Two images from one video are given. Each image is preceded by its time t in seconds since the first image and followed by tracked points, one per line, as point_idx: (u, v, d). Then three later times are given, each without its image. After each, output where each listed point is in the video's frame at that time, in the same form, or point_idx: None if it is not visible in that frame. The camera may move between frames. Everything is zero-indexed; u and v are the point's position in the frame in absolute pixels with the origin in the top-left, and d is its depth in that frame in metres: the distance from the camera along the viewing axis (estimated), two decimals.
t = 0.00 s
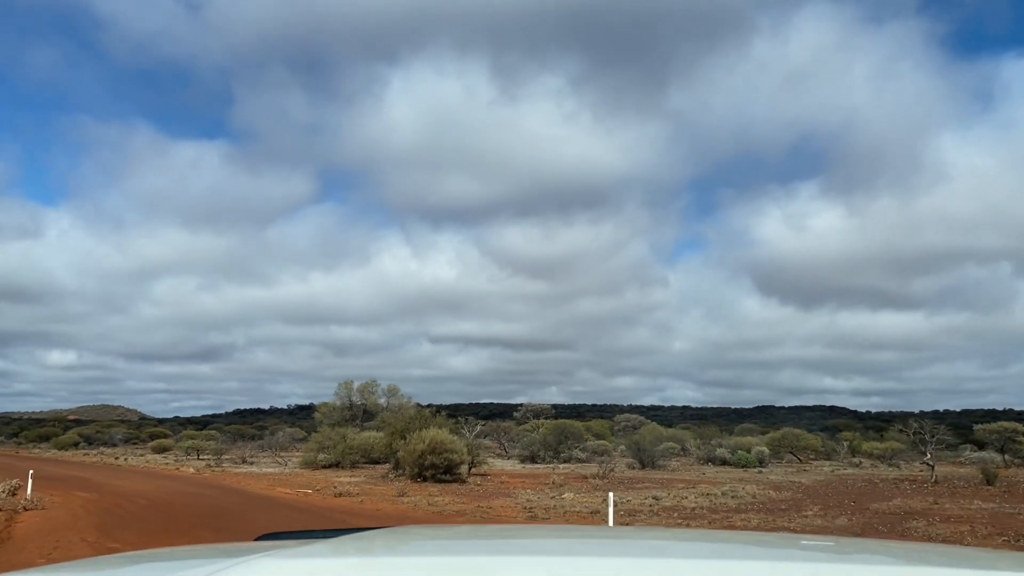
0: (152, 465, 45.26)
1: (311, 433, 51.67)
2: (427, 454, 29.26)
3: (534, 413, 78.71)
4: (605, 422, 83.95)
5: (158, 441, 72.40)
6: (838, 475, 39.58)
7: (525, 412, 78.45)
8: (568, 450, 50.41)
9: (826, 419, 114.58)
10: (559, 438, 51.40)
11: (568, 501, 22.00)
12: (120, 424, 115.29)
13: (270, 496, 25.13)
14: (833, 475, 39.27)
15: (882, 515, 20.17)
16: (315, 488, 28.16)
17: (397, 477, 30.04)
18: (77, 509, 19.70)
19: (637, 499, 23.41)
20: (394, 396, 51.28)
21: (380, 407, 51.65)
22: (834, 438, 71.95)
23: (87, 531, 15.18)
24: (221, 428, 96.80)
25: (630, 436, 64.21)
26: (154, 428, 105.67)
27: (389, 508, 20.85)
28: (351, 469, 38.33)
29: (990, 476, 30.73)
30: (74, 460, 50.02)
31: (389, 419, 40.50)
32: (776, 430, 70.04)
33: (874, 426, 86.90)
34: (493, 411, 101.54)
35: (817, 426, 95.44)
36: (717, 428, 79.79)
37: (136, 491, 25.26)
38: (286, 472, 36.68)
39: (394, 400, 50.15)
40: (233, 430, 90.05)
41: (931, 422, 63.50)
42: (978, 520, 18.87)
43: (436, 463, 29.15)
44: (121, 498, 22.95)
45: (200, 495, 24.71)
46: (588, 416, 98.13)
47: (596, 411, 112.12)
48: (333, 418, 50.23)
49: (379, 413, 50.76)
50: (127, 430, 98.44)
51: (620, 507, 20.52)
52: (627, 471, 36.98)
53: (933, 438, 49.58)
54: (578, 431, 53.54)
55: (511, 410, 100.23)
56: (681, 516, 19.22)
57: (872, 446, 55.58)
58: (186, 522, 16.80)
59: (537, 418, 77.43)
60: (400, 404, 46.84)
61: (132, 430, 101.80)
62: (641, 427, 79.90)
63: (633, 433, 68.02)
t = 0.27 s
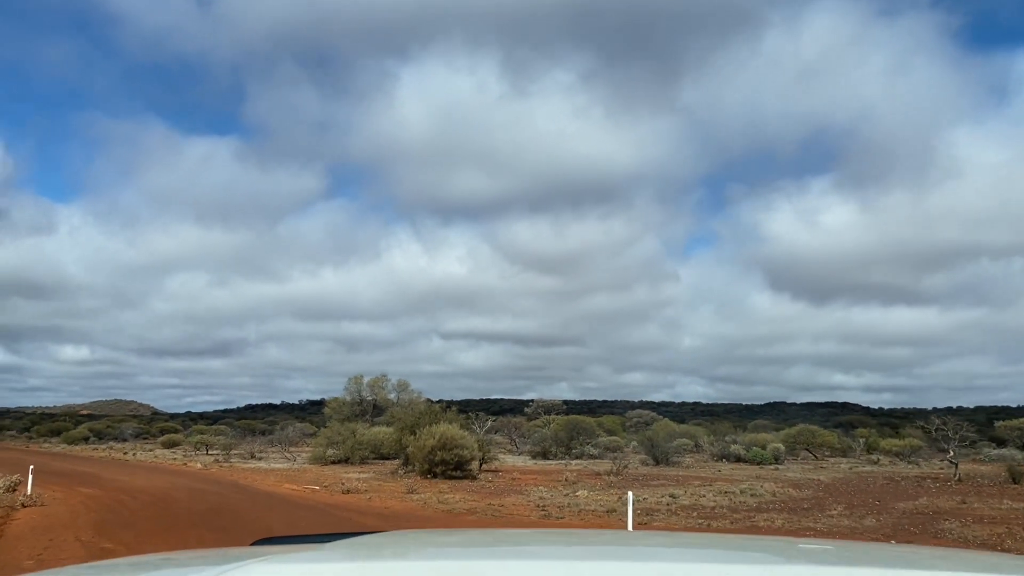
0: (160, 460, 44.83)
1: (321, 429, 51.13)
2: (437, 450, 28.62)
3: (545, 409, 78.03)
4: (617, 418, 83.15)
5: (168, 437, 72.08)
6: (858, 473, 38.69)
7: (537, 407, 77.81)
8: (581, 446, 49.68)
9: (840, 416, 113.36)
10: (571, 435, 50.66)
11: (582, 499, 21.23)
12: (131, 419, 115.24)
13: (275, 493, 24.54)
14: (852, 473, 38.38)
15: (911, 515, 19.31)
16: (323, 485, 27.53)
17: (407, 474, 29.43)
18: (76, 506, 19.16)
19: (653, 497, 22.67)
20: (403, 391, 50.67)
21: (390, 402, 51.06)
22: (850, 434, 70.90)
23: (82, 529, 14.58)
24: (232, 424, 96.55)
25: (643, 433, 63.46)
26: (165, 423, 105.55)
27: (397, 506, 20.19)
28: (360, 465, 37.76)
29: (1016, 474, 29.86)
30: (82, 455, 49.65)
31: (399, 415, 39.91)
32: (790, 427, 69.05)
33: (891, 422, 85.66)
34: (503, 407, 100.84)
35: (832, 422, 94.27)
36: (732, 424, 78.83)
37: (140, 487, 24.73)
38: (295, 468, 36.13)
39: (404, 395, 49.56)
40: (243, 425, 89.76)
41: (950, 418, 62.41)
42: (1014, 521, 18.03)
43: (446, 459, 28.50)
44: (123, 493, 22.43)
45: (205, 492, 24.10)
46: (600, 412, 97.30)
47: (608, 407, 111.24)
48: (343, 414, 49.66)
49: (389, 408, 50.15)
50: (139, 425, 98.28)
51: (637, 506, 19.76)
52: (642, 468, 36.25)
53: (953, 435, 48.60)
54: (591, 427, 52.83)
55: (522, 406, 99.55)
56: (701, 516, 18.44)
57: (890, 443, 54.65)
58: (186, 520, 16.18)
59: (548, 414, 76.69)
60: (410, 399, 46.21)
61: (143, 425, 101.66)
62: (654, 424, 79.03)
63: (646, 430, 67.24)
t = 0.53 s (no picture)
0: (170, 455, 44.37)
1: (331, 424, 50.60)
2: (449, 446, 27.96)
3: (558, 404, 77.35)
4: (630, 414, 82.27)
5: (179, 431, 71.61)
6: (879, 471, 37.80)
7: (550, 403, 77.21)
8: (594, 442, 48.95)
9: (857, 412, 111.94)
10: (585, 431, 49.91)
11: (599, 499, 20.52)
12: (144, 415, 115.16)
13: (283, 490, 24.00)
14: (873, 471, 37.52)
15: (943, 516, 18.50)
16: (333, 481, 26.96)
17: (418, 470, 28.86)
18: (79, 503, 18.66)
19: (672, 496, 21.94)
20: (415, 386, 50.07)
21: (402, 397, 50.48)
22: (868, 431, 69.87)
23: (80, 529, 14.01)
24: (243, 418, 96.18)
25: (658, 429, 62.61)
26: (178, 418, 105.27)
27: (407, 504, 19.57)
28: (371, 461, 37.21)
29: None
30: (91, 450, 49.25)
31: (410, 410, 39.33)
32: (807, 424, 68.00)
33: (909, 419, 84.31)
34: (515, 403, 99.99)
35: (849, 418, 93.01)
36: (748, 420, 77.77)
37: (145, 483, 24.27)
38: (305, 464, 35.60)
39: (415, 391, 48.98)
40: (254, 420, 89.26)
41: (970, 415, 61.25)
42: None
43: (458, 456, 27.89)
44: (128, 491, 21.93)
45: (211, 488, 23.57)
46: (613, 408, 96.41)
47: (622, 403, 110.35)
48: (354, 409, 49.12)
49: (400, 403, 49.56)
50: (150, 420, 98.07)
51: (657, 506, 19.02)
52: (657, 465, 35.57)
53: (976, 433, 47.58)
54: (605, 423, 52.09)
55: (534, 401, 98.72)
56: (723, 516, 17.72)
57: (909, 440, 53.73)
58: (189, 519, 15.61)
59: (561, 410, 75.89)
60: (421, 394, 45.57)
61: (154, 420, 101.38)
62: (668, 420, 78.11)
63: (659, 426, 66.39)
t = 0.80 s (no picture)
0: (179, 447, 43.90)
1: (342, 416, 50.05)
2: (461, 439, 27.29)
3: (571, 398, 76.67)
4: (644, 407, 81.39)
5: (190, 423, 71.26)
6: (901, 465, 36.84)
7: (562, 396, 76.51)
8: (608, 436, 48.18)
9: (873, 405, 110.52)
10: (598, 424, 49.13)
11: (616, 494, 19.74)
12: (157, 407, 115.26)
13: (291, 483, 23.40)
14: (895, 466, 36.57)
15: (978, 513, 17.59)
16: (342, 475, 26.33)
17: (429, 463, 28.23)
18: (79, 496, 18.08)
19: (691, 491, 21.14)
20: (426, 378, 49.41)
21: (413, 389, 49.86)
22: (886, 425, 68.72)
23: (74, 522, 13.38)
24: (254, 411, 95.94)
25: (672, 423, 61.73)
26: (189, 410, 105.18)
27: (417, 498, 18.89)
28: (381, 454, 36.62)
29: None
30: (101, 442, 48.87)
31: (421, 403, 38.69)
32: (824, 417, 66.89)
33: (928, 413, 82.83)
34: (527, 396, 99.30)
35: (866, 412, 91.73)
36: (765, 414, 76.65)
37: (151, 475, 23.75)
38: (314, 457, 35.02)
39: (427, 383, 48.34)
40: (265, 412, 88.94)
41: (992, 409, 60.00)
42: None
43: (470, 449, 27.21)
44: (132, 483, 21.37)
45: (216, 481, 22.95)
46: (626, 401, 95.61)
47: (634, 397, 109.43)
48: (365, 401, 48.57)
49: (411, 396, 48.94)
50: (162, 412, 97.99)
51: (676, 502, 18.21)
52: (672, 459, 34.81)
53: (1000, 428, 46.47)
54: (619, 416, 51.32)
55: (546, 395, 98.00)
56: (746, 512, 16.90)
57: (930, 434, 52.63)
58: (188, 513, 14.95)
59: (574, 403, 75.09)
60: (433, 386, 44.90)
61: (166, 412, 101.33)
62: (682, 413, 77.20)
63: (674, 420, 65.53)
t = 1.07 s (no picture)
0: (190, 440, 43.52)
1: (354, 409, 49.51)
2: (475, 432, 26.67)
3: (585, 390, 76.08)
4: (658, 401, 80.58)
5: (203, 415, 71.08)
6: (926, 461, 35.90)
7: (576, 389, 75.89)
8: (623, 429, 47.44)
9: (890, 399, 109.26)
10: (614, 417, 48.39)
11: (636, 489, 19.01)
12: (171, 399, 115.42)
13: (300, 476, 22.86)
14: (919, 461, 35.65)
15: (1017, 512, 16.73)
16: (353, 468, 25.72)
17: (442, 456, 27.61)
18: (81, 489, 17.50)
19: (714, 488, 20.37)
20: (440, 370, 48.78)
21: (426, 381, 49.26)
22: (907, 419, 67.58)
23: (71, 518, 12.75)
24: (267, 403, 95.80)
25: (688, 416, 60.95)
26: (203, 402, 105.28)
27: (429, 493, 18.25)
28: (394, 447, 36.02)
29: None
30: (112, 434, 48.57)
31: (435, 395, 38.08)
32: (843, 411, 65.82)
33: (948, 408, 81.59)
34: (540, 389, 98.68)
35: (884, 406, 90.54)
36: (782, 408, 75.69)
37: (158, 468, 23.25)
38: (326, 450, 34.47)
39: (440, 375, 47.71)
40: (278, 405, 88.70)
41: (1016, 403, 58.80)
42: None
43: (484, 442, 26.56)
44: (136, 476, 20.82)
45: (225, 474, 22.38)
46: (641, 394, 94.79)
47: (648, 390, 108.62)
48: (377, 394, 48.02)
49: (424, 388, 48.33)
50: (176, 403, 98.00)
51: (699, 498, 17.47)
52: (691, 453, 34.05)
53: None
54: (634, 410, 50.59)
55: (559, 388, 97.34)
56: (773, 509, 16.13)
57: (953, 428, 51.55)
58: (191, 508, 14.33)
59: (588, 396, 74.36)
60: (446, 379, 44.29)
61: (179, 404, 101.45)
62: (698, 407, 76.35)
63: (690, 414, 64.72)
